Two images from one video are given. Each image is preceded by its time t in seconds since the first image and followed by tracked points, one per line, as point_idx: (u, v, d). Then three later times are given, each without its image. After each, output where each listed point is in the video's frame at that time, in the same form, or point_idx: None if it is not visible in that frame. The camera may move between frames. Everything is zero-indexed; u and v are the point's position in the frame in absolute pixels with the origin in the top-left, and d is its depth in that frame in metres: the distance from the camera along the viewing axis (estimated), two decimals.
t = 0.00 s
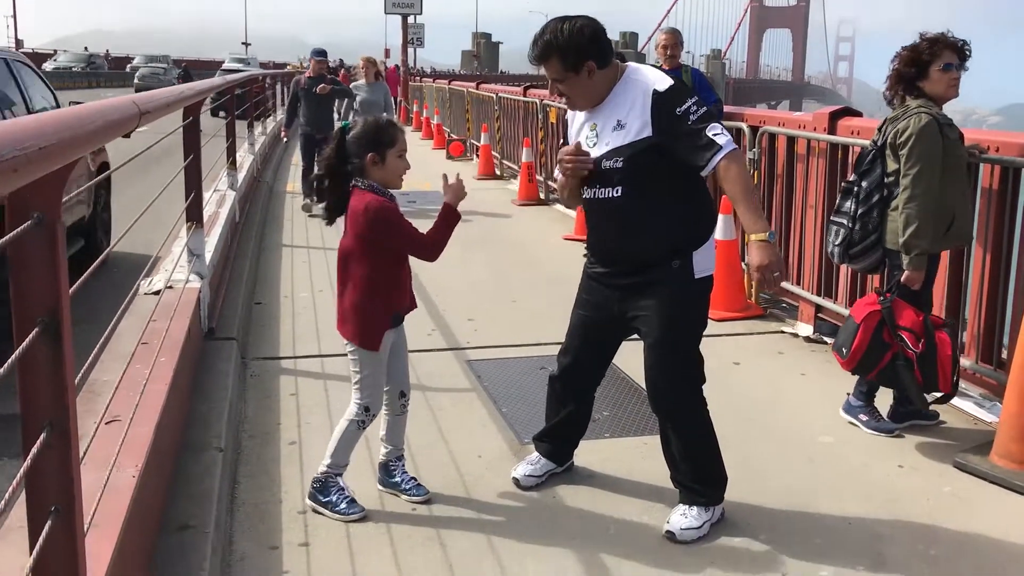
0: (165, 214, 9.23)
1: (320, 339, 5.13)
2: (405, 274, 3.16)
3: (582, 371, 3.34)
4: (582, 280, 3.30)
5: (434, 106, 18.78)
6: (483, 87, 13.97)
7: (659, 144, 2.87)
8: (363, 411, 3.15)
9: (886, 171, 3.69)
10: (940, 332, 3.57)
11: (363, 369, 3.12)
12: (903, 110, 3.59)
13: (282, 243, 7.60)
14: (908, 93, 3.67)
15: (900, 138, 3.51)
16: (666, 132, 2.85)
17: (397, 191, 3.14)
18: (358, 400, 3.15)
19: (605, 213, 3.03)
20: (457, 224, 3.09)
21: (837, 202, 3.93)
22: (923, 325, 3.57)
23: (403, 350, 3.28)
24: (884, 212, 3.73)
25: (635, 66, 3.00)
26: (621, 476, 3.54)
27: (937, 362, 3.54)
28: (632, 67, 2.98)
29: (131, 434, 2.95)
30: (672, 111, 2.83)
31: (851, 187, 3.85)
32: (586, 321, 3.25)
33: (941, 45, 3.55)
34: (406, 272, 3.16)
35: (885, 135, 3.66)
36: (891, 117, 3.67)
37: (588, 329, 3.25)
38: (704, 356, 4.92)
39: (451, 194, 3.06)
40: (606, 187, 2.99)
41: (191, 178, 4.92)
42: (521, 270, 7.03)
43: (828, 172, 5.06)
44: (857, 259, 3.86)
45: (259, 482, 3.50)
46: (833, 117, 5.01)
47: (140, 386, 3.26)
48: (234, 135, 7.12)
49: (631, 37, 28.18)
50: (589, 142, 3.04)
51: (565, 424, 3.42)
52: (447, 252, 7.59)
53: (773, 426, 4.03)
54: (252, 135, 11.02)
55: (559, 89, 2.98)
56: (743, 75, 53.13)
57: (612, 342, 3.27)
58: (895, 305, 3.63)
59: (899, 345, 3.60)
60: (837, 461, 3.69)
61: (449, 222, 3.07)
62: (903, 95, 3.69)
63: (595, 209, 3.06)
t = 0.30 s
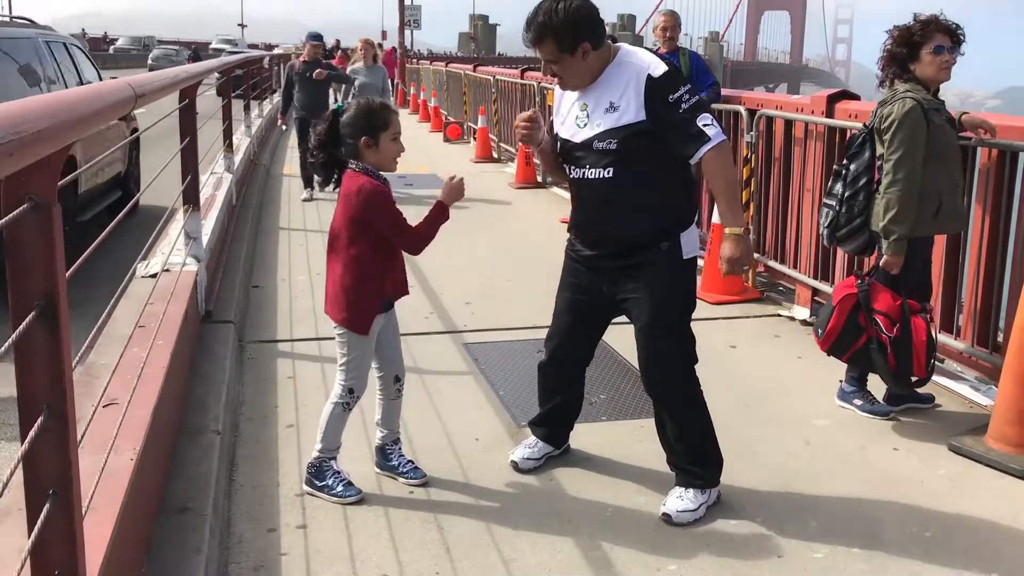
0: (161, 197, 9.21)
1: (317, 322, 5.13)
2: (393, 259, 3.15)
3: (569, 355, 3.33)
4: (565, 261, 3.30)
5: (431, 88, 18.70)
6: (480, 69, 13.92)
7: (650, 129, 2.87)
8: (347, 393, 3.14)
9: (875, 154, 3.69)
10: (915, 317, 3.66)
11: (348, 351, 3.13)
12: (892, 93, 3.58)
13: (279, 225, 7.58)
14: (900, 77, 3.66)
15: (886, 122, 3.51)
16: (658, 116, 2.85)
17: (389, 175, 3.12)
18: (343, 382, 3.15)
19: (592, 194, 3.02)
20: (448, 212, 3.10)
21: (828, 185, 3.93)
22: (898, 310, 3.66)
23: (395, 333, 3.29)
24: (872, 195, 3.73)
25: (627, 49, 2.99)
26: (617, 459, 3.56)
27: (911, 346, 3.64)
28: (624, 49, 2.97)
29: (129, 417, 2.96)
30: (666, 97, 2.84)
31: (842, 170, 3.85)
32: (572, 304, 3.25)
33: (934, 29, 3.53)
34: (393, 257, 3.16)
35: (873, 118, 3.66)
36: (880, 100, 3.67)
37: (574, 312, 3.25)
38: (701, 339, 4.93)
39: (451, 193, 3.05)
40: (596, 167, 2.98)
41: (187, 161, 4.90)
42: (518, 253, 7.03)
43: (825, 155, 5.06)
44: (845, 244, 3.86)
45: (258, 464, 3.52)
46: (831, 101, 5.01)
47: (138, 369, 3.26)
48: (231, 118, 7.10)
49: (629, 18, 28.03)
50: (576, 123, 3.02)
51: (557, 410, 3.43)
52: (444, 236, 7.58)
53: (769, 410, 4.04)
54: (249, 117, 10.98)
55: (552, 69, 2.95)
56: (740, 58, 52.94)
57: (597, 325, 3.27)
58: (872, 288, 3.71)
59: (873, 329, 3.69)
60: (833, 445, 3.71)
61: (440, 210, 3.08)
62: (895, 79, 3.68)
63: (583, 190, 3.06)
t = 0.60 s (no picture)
0: (161, 192, 9.21)
1: (316, 317, 5.13)
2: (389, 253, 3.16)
3: (556, 348, 3.34)
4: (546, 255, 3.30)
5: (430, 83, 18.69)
6: (480, 64, 13.91)
7: (638, 124, 2.88)
8: (345, 388, 3.16)
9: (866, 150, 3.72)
10: (901, 313, 3.65)
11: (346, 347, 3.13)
12: (881, 90, 3.61)
13: (278, 221, 7.58)
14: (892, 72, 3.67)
15: (872, 119, 3.55)
16: (645, 111, 2.86)
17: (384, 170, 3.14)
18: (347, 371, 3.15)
19: (574, 188, 3.02)
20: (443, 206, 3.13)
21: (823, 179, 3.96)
22: (883, 306, 3.65)
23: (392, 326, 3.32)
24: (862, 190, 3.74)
25: (617, 44, 2.99)
26: (616, 454, 3.57)
27: (895, 343, 3.64)
28: (612, 45, 2.97)
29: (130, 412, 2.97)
30: (654, 93, 2.84)
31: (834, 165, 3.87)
32: (553, 297, 3.25)
33: (926, 25, 3.53)
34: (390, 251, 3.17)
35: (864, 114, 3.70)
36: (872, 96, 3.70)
37: (557, 305, 3.25)
38: (700, 334, 4.94)
39: (445, 179, 3.05)
40: (582, 160, 2.97)
41: (187, 156, 4.90)
42: (517, 248, 7.03)
43: (824, 151, 5.07)
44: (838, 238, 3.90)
45: (258, 458, 3.53)
46: (830, 96, 5.01)
47: (138, 363, 3.27)
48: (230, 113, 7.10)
49: (628, 13, 27.97)
50: (563, 117, 3.02)
51: (551, 404, 3.43)
52: (443, 231, 7.59)
53: (768, 404, 4.05)
54: (248, 112, 10.97)
55: (541, 63, 2.94)
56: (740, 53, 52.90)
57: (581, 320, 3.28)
58: (857, 284, 3.71)
59: (858, 325, 3.67)
60: (831, 439, 3.72)
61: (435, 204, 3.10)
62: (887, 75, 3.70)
63: (565, 183, 3.05)
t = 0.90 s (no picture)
0: (162, 197, 9.22)
1: (317, 321, 5.14)
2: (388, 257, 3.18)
3: (542, 354, 3.33)
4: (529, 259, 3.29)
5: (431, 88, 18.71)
6: (480, 69, 13.93)
7: (623, 130, 2.90)
8: (343, 392, 3.16)
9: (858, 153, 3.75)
10: (886, 317, 3.70)
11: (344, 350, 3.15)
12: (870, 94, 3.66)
13: (279, 225, 7.59)
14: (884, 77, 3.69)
15: (858, 123, 3.60)
16: (632, 118, 2.89)
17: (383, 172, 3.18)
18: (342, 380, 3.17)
19: (557, 193, 3.01)
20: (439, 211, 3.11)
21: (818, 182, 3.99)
22: (868, 309, 3.70)
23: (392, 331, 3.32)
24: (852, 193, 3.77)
25: (601, 52, 3.02)
26: (616, 458, 3.58)
27: (879, 347, 3.69)
28: (596, 52, 2.99)
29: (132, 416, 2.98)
30: (639, 100, 2.87)
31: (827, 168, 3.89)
32: (536, 304, 3.23)
33: (917, 30, 3.55)
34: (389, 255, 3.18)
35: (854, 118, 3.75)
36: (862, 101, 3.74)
37: (540, 312, 3.24)
38: (700, 338, 4.95)
39: (435, 187, 2.97)
40: (569, 167, 2.96)
41: (188, 161, 4.92)
42: (518, 253, 7.04)
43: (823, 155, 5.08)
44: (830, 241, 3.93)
45: (259, 462, 3.54)
46: (829, 100, 5.04)
47: (139, 368, 3.29)
48: (231, 118, 7.12)
49: (628, 17, 28.01)
50: (548, 124, 3.01)
51: (549, 409, 3.44)
52: (444, 235, 7.60)
53: (768, 408, 4.06)
54: (249, 117, 10.99)
55: (529, 66, 2.93)
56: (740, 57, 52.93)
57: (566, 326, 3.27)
58: (843, 287, 3.75)
59: (843, 328, 3.72)
60: (831, 443, 3.73)
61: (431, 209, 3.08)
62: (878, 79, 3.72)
63: (547, 188, 3.04)
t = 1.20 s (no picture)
0: (165, 205, 9.24)
1: (319, 329, 5.14)
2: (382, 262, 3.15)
3: (540, 369, 3.30)
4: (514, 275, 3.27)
5: (433, 96, 18.75)
6: (482, 77, 13.95)
7: (621, 137, 2.93)
8: (344, 399, 3.16)
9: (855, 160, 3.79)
10: (878, 322, 3.69)
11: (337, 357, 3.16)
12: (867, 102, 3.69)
13: (281, 233, 7.60)
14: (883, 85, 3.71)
15: (851, 130, 3.65)
16: (630, 126, 2.92)
17: (382, 177, 3.15)
18: (337, 386, 3.17)
19: (552, 204, 2.98)
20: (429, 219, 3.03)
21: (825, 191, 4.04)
22: (860, 315, 3.69)
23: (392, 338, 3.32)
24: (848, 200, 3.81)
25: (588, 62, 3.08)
26: (618, 466, 3.57)
27: (871, 354, 3.69)
28: (586, 62, 3.03)
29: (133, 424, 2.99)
30: (633, 107, 2.92)
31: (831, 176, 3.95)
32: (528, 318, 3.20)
33: (915, 39, 3.54)
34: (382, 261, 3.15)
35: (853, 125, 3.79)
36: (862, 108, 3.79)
37: (533, 326, 3.20)
38: (702, 346, 4.94)
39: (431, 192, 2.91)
40: (567, 177, 2.94)
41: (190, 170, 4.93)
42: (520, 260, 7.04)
43: (824, 163, 5.09)
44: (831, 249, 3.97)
45: (260, 470, 3.54)
46: (830, 108, 5.05)
47: (141, 377, 3.29)
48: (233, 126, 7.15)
49: (630, 26, 28.06)
50: (543, 134, 2.98)
51: (551, 419, 3.43)
52: (446, 243, 7.60)
53: (770, 416, 4.05)
54: (251, 125, 11.01)
55: (530, 65, 2.90)
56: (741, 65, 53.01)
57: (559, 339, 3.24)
58: (835, 294, 3.78)
59: (834, 334, 3.72)
60: (833, 451, 3.72)
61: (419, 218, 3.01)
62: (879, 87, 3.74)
63: (541, 200, 3.00)
